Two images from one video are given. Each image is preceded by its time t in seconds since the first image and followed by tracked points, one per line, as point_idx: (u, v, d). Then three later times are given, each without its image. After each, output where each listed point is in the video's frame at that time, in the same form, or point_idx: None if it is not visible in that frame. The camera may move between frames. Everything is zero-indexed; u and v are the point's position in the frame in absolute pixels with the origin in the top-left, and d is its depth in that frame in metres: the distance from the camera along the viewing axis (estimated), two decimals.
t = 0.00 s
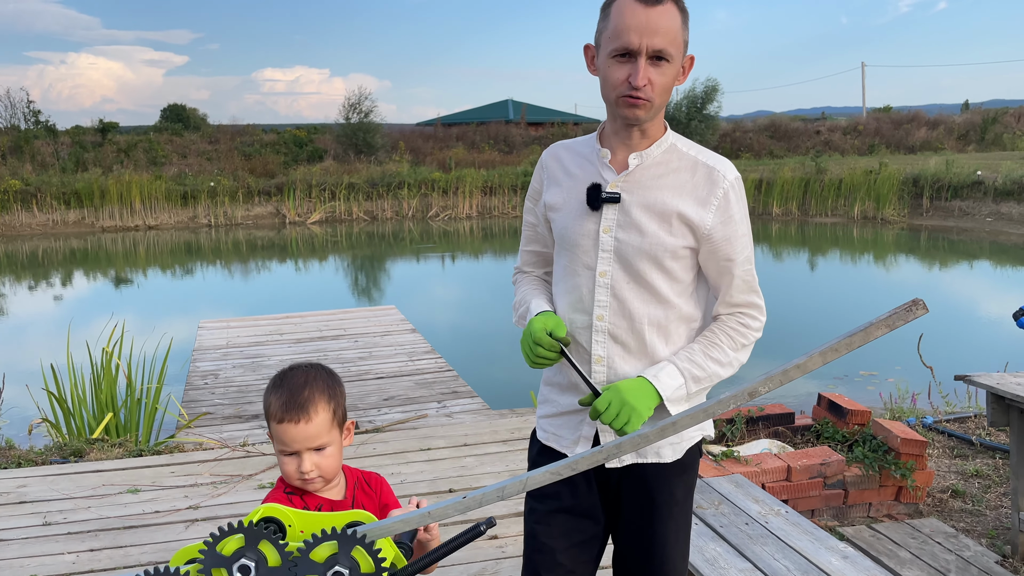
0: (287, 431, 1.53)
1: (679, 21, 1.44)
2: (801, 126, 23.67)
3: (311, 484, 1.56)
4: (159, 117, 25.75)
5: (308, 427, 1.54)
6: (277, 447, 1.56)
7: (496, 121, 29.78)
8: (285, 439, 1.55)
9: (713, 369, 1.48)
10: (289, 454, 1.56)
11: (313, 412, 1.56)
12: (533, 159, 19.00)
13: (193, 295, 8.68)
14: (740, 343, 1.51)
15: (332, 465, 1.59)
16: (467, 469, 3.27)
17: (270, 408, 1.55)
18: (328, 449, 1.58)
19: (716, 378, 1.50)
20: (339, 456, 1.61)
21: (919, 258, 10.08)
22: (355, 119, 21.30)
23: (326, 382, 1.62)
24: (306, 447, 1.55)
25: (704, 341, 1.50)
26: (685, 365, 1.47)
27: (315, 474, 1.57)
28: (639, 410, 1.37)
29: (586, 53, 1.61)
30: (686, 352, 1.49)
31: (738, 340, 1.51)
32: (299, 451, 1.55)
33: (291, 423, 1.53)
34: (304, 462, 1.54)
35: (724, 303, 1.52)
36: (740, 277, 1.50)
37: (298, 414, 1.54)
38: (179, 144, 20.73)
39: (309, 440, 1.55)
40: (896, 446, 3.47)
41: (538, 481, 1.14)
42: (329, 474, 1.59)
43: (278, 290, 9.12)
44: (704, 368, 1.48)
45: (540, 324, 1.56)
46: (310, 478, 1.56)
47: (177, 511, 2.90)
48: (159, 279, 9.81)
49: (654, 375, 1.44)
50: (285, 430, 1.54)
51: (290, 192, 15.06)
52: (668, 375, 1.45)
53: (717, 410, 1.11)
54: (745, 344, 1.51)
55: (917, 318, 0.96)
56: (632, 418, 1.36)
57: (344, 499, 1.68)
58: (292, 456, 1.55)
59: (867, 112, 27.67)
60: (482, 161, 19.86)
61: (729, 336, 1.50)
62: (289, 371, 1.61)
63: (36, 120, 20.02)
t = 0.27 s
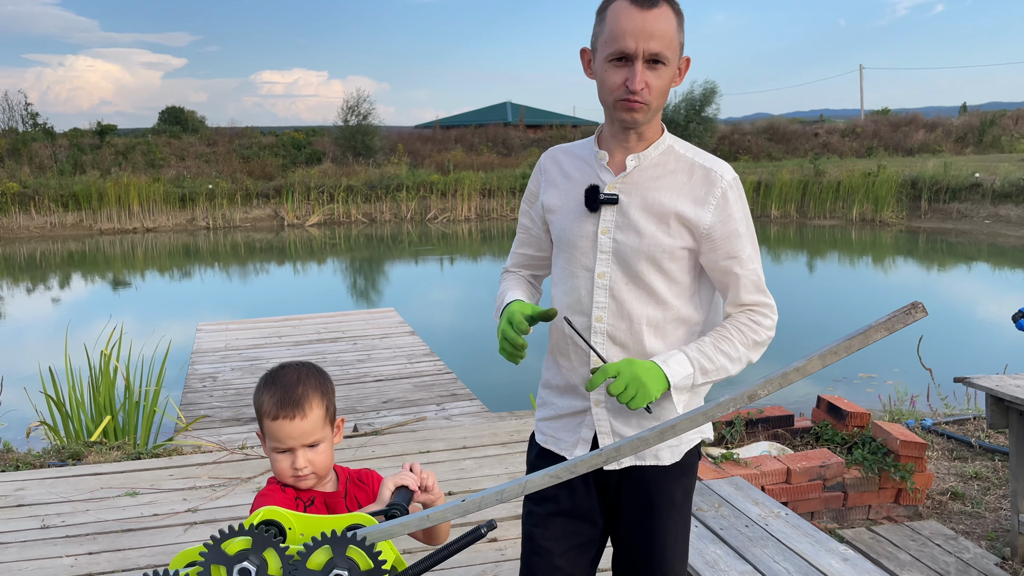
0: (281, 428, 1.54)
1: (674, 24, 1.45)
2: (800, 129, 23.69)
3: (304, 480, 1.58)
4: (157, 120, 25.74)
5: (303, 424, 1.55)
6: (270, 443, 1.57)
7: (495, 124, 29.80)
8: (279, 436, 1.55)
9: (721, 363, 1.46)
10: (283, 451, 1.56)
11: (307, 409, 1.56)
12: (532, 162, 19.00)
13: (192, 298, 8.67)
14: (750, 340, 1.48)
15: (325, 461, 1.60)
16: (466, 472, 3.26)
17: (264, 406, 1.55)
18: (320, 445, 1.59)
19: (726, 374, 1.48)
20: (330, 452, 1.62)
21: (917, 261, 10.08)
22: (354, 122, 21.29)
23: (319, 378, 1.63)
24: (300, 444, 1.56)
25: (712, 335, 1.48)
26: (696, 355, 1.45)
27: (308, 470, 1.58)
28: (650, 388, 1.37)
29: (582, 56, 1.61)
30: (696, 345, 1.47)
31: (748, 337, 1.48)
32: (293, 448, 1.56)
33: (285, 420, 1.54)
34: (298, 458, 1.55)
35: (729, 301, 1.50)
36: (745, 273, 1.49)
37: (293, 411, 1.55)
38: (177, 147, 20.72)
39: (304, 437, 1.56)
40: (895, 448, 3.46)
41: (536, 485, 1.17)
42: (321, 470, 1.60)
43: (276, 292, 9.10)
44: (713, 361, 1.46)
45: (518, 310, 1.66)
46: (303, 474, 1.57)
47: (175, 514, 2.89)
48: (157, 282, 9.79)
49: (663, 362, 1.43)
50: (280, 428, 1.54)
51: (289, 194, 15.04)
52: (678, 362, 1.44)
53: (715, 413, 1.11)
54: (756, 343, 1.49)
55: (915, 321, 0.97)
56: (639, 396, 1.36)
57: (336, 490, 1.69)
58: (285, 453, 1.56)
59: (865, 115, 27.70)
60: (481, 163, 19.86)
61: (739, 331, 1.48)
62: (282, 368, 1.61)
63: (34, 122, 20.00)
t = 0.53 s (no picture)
0: (281, 422, 1.53)
1: (666, 28, 1.44)
2: (797, 131, 23.72)
3: (302, 477, 1.55)
4: (154, 122, 25.72)
5: (303, 418, 1.55)
6: (267, 438, 1.54)
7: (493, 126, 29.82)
8: (278, 431, 1.53)
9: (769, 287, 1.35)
10: (280, 447, 1.54)
11: (307, 405, 1.56)
12: (530, 164, 18.99)
13: (189, 300, 8.64)
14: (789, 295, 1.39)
15: (322, 459, 1.59)
16: (465, 474, 3.25)
17: (262, 402, 1.53)
18: (317, 443, 1.58)
19: (770, 309, 1.36)
20: (326, 450, 1.61)
21: (915, 263, 10.09)
22: (352, 124, 21.27)
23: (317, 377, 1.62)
24: (300, 440, 1.54)
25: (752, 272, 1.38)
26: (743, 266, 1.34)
27: (306, 467, 1.56)
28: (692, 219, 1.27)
29: (578, 62, 1.60)
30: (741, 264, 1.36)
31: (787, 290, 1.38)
32: (292, 444, 1.54)
33: (286, 413, 1.53)
34: (297, 454, 1.54)
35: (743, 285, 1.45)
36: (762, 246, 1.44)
37: (294, 405, 1.54)
38: (175, 149, 20.69)
39: (303, 431, 1.55)
40: (894, 450, 3.45)
41: (535, 487, 1.17)
42: (317, 468, 1.58)
43: (274, 295, 9.09)
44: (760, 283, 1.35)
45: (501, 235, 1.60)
46: (301, 472, 1.55)
47: (173, 517, 2.88)
48: (154, 284, 9.78)
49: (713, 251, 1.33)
50: (280, 422, 1.53)
51: (286, 196, 15.02)
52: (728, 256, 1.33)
53: (713, 415, 1.10)
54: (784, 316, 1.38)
55: (914, 324, 0.96)
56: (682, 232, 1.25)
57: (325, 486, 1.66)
58: (283, 449, 1.54)
59: (862, 117, 27.74)
60: (479, 165, 19.86)
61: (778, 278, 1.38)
62: (280, 367, 1.60)
63: (31, 125, 19.97)
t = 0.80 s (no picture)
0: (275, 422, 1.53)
1: (661, 29, 1.45)
2: (796, 133, 23.75)
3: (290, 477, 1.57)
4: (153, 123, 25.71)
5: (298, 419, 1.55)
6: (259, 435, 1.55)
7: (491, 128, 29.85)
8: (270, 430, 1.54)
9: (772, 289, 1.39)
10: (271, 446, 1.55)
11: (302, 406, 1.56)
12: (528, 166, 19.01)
13: (188, 301, 8.65)
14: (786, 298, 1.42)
15: (311, 461, 1.60)
16: (463, 476, 3.26)
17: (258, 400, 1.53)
18: (308, 444, 1.59)
19: (772, 309, 1.39)
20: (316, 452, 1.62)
21: (913, 265, 10.11)
22: (350, 126, 21.28)
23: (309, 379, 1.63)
24: (292, 440, 1.55)
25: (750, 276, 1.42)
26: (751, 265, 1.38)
27: (295, 467, 1.58)
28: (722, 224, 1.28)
29: (574, 64, 1.60)
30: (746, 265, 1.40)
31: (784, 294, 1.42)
32: (283, 444, 1.55)
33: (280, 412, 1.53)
34: (288, 454, 1.55)
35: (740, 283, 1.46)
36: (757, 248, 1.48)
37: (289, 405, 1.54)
38: (174, 151, 20.69)
39: (296, 432, 1.55)
40: (892, 451, 3.45)
41: (529, 489, 1.16)
42: (306, 469, 1.60)
43: (272, 296, 9.09)
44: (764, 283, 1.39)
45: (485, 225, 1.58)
46: (290, 471, 1.57)
47: (172, 519, 2.88)
48: (153, 286, 9.78)
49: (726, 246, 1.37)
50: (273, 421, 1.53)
51: (285, 198, 15.03)
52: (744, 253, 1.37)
53: (707, 418, 1.10)
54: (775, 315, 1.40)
55: (907, 327, 0.97)
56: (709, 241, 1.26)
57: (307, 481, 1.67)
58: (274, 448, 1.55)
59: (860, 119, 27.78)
60: (477, 167, 19.87)
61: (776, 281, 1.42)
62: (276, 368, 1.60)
63: (30, 126, 19.96)
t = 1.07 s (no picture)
0: (246, 421, 1.57)
1: (650, 34, 1.44)
2: (794, 134, 23.79)
3: (260, 477, 1.61)
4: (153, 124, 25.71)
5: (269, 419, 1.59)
6: (229, 435, 1.59)
7: (490, 129, 29.86)
8: (241, 431, 1.58)
9: (742, 333, 1.45)
10: (244, 445, 1.59)
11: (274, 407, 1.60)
12: (528, 167, 19.02)
13: (187, 302, 8.67)
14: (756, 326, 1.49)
15: (283, 462, 1.64)
16: (462, 476, 3.27)
17: (230, 399, 1.57)
18: (282, 444, 1.63)
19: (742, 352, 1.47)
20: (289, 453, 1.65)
21: (911, 266, 10.14)
22: (349, 127, 21.28)
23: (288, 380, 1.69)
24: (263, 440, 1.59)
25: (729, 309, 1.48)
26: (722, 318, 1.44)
27: (266, 467, 1.62)
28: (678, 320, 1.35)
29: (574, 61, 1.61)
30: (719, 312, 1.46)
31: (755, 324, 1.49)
32: (255, 443, 1.59)
33: (251, 412, 1.57)
34: (259, 454, 1.59)
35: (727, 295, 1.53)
36: (743, 268, 1.51)
37: (260, 405, 1.58)
38: (173, 152, 20.68)
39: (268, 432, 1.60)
40: (891, 452, 3.46)
41: (521, 491, 1.19)
42: (278, 469, 1.63)
43: (272, 297, 9.09)
44: (735, 328, 1.45)
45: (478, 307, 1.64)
46: (260, 471, 1.61)
47: (172, 519, 2.88)
48: (153, 287, 9.78)
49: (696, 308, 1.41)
50: (244, 420, 1.57)
51: (285, 199, 15.04)
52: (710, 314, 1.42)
53: (697, 421, 1.13)
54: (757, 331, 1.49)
55: (895, 330, 0.99)
56: (673, 342, 1.35)
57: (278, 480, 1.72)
58: (246, 448, 1.59)
59: (859, 121, 27.81)
60: (477, 168, 19.88)
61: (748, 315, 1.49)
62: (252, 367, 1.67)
63: (29, 127, 19.95)
